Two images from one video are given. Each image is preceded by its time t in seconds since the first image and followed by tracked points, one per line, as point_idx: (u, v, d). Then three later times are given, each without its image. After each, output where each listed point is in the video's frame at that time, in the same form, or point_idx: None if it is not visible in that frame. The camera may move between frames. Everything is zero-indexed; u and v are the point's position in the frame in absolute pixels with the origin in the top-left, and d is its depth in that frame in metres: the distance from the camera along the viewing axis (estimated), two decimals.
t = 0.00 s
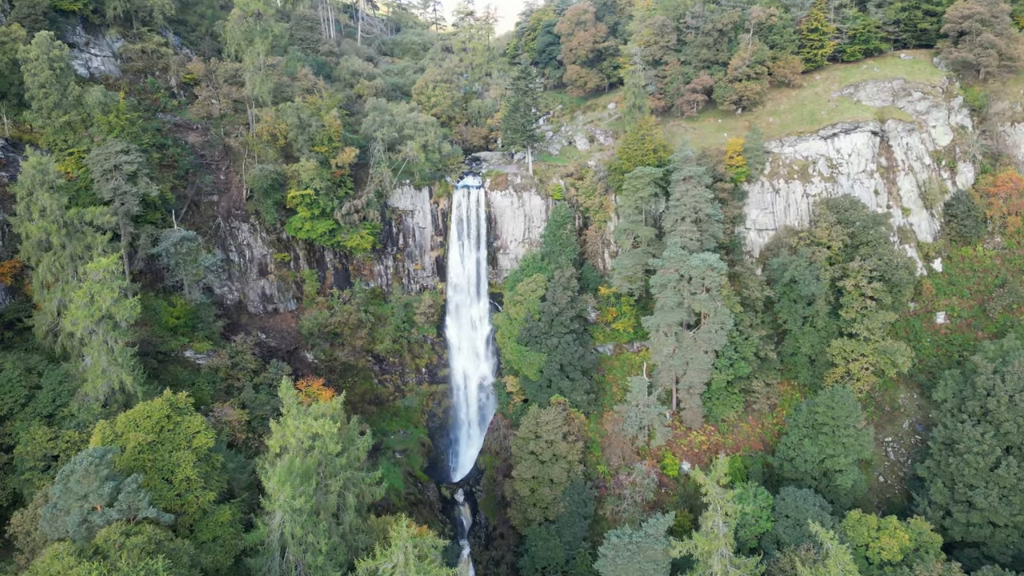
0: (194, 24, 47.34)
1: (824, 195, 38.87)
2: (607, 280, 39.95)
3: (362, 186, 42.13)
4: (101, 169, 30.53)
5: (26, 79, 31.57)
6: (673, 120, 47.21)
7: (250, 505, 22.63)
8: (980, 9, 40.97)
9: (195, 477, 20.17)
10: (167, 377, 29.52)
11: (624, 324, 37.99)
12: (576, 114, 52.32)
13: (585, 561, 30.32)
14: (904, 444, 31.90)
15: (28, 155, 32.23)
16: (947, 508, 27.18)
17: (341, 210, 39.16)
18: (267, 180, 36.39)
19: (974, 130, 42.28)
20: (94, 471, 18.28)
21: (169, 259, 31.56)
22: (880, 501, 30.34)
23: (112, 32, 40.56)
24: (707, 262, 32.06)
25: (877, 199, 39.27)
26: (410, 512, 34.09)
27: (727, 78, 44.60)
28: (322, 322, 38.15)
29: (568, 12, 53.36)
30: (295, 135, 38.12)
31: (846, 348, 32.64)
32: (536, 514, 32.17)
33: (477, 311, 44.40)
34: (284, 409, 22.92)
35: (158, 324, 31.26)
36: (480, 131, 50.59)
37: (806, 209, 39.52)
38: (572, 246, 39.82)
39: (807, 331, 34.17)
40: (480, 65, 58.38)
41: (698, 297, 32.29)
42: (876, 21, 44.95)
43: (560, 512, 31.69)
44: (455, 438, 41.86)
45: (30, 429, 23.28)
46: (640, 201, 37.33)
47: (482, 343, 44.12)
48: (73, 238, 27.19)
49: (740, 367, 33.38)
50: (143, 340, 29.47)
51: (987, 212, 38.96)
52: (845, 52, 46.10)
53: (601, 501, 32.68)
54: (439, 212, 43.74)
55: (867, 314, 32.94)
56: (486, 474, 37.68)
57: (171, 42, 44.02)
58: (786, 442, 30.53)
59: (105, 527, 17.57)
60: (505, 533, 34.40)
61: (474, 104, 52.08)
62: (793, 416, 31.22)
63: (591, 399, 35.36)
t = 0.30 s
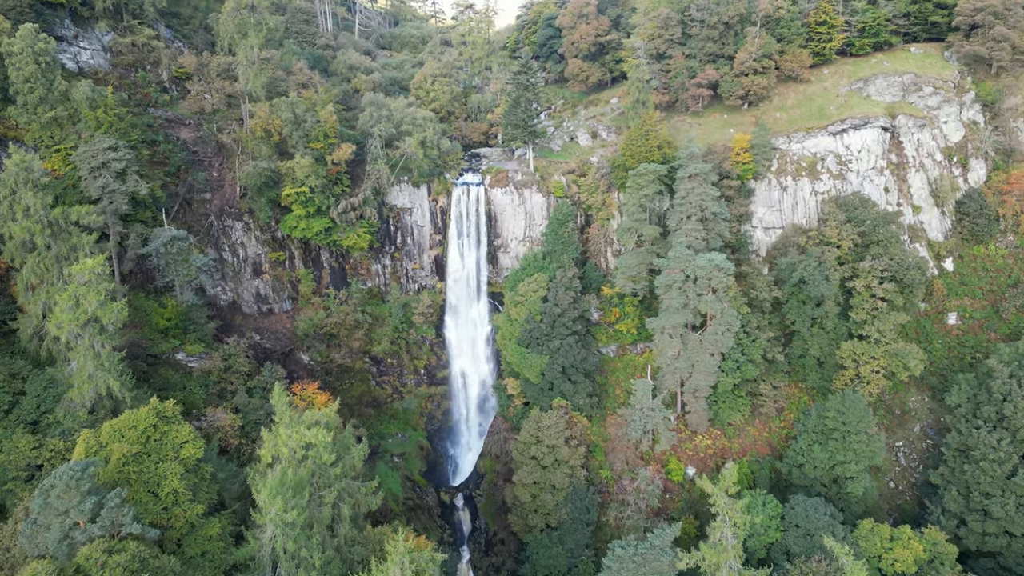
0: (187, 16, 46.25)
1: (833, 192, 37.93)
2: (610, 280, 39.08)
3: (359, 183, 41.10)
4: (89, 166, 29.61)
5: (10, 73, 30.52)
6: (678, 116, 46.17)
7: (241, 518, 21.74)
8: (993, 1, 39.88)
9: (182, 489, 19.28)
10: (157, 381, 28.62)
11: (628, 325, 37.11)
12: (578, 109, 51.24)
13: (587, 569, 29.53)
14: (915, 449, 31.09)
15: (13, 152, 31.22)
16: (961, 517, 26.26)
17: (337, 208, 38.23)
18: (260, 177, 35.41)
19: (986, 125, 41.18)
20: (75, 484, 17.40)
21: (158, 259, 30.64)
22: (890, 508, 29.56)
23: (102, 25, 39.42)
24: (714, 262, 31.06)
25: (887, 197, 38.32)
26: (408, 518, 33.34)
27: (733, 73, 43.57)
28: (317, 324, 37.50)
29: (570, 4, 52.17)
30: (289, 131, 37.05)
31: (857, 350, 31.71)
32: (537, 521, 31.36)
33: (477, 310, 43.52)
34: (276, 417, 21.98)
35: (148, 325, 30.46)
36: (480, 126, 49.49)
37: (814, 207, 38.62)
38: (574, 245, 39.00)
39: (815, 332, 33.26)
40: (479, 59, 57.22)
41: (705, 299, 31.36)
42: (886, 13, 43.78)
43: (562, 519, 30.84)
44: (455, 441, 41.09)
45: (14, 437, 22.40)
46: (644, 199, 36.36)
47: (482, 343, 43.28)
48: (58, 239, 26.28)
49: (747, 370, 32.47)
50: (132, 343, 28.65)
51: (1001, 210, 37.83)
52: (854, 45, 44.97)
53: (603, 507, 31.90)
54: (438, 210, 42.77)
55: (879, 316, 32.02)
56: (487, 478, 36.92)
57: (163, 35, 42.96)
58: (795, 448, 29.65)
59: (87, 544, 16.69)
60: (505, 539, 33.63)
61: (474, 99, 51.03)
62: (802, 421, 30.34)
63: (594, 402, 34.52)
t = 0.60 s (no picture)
0: (179, 8, 45.13)
1: (842, 189, 37.00)
2: (613, 280, 38.22)
3: (356, 179, 40.09)
4: (76, 163, 28.71)
5: None
6: (682, 110, 45.10)
7: (231, 530, 20.88)
8: None
9: (170, 502, 18.44)
10: (147, 384, 28.14)
11: (631, 326, 36.25)
12: (580, 103, 50.14)
13: None
14: (926, 453, 30.28)
15: None
16: (977, 526, 25.35)
17: (334, 205, 37.30)
18: (254, 173, 34.44)
19: (999, 121, 40.13)
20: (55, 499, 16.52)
21: (147, 259, 29.70)
22: (901, 515, 28.80)
23: (91, 17, 38.30)
24: (721, 262, 30.14)
25: (898, 194, 37.39)
26: (406, 523, 32.61)
27: (740, 66, 42.51)
28: (313, 324, 36.41)
29: None
30: (283, 126, 36.04)
31: (867, 352, 30.83)
32: (539, 527, 30.55)
33: (477, 310, 42.64)
34: (268, 425, 21.07)
35: (138, 327, 29.78)
36: (480, 121, 48.43)
37: (823, 204, 37.74)
38: (576, 243, 38.14)
39: (824, 334, 32.37)
40: (479, 52, 56.09)
41: (711, 299, 30.43)
42: (896, 5, 42.57)
43: (564, 525, 30.06)
44: (454, 443, 40.35)
45: None
46: (649, 196, 35.39)
47: (482, 344, 42.43)
48: (43, 239, 25.42)
49: (755, 373, 31.57)
50: (122, 345, 27.95)
51: (1014, 208, 36.96)
52: (864, 38, 43.80)
53: (607, 513, 31.12)
54: (437, 207, 41.78)
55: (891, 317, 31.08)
56: (487, 482, 36.17)
57: (154, 27, 41.95)
58: (804, 453, 28.76)
59: (67, 563, 15.82)
60: (506, 545, 32.89)
61: (474, 93, 49.93)
62: (812, 425, 29.45)
63: (596, 405, 33.69)
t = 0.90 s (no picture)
0: None
1: (853, 187, 36.07)
2: (616, 280, 37.40)
3: (353, 176, 39.10)
4: (62, 160, 27.78)
5: None
6: (687, 105, 44.05)
7: (221, 543, 19.94)
8: None
9: (156, 516, 17.49)
10: (137, 389, 27.30)
11: (635, 327, 35.37)
12: (582, 98, 49.07)
13: None
14: (938, 459, 29.48)
15: None
16: (993, 536, 24.46)
17: (330, 203, 36.23)
18: (247, 170, 33.57)
19: (1012, 116, 39.10)
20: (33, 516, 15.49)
21: (136, 259, 28.78)
22: (913, 523, 28.04)
23: (79, 8, 37.18)
24: (728, 262, 29.21)
25: (909, 191, 36.44)
26: (405, 529, 31.87)
27: (747, 60, 41.45)
28: (309, 325, 35.92)
29: None
30: (278, 121, 35.02)
31: (879, 355, 29.90)
32: (541, 534, 29.69)
33: (477, 310, 41.77)
34: (259, 434, 20.17)
35: (128, 329, 28.97)
36: (479, 116, 47.34)
37: (832, 202, 36.83)
38: (579, 241, 37.28)
39: (833, 336, 31.48)
40: (479, 45, 54.97)
41: (718, 301, 29.51)
42: None
43: (566, 532, 29.28)
44: (454, 445, 39.62)
45: None
46: (654, 194, 34.40)
47: (482, 344, 41.61)
48: (26, 239, 24.49)
49: (763, 376, 30.70)
50: (110, 348, 27.11)
51: None
52: (874, 31, 42.67)
53: (610, 519, 30.30)
54: (436, 205, 40.75)
55: (904, 319, 30.15)
56: (487, 486, 35.42)
57: (145, 19, 40.84)
58: (814, 460, 27.87)
59: None
60: (506, 551, 32.13)
61: (474, 87, 48.84)
62: (821, 431, 28.59)
63: (599, 408, 32.85)
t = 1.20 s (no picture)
0: None
1: (863, 183, 35.15)
2: (620, 279, 36.68)
3: (349, 173, 38.14)
4: (47, 157, 26.85)
5: None
6: (692, 99, 43.03)
7: (211, 558, 18.98)
8: None
9: (140, 531, 16.55)
10: (126, 393, 26.50)
11: (639, 327, 34.54)
12: (584, 92, 47.99)
13: None
14: (951, 464, 28.71)
15: None
16: (1011, 546, 23.59)
17: (325, 201, 35.55)
18: (239, 167, 32.60)
19: None
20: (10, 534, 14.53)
21: (125, 259, 27.89)
22: (925, 530, 27.28)
23: None
24: (736, 262, 28.32)
25: (920, 188, 35.51)
26: (403, 534, 31.20)
27: (754, 53, 40.40)
28: (304, 326, 35.06)
29: None
30: (271, 117, 34.01)
31: (891, 357, 29.03)
32: (542, 541, 28.89)
33: (477, 309, 40.90)
34: (249, 444, 19.28)
35: (117, 331, 28.17)
36: (479, 111, 46.26)
37: (841, 199, 35.92)
38: (581, 239, 36.50)
39: (843, 337, 30.62)
40: (479, 38, 53.84)
41: (726, 302, 28.64)
42: None
43: (569, 540, 28.50)
44: (454, 448, 38.85)
45: None
46: (659, 190, 33.36)
47: (482, 344, 40.78)
48: (7, 241, 23.82)
49: (771, 379, 29.85)
50: (98, 351, 26.30)
51: None
52: (884, 24, 41.56)
53: (614, 525, 29.53)
54: (434, 201, 39.73)
55: (917, 320, 29.29)
56: (487, 490, 34.67)
57: (136, 11, 39.70)
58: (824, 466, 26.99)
59: None
60: (507, 557, 31.41)
61: (474, 81, 47.77)
62: (831, 435, 27.76)
63: (603, 411, 32.02)
